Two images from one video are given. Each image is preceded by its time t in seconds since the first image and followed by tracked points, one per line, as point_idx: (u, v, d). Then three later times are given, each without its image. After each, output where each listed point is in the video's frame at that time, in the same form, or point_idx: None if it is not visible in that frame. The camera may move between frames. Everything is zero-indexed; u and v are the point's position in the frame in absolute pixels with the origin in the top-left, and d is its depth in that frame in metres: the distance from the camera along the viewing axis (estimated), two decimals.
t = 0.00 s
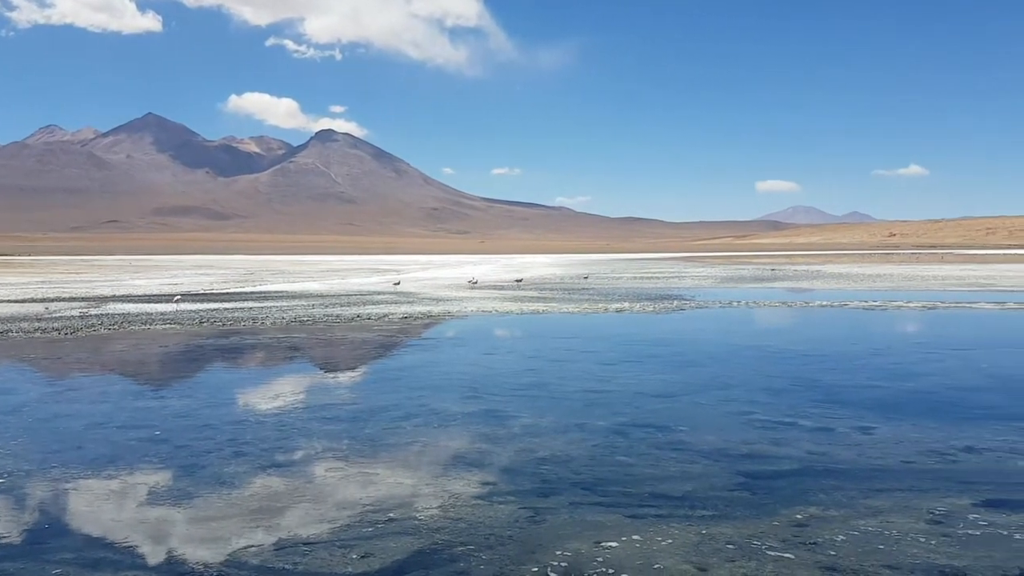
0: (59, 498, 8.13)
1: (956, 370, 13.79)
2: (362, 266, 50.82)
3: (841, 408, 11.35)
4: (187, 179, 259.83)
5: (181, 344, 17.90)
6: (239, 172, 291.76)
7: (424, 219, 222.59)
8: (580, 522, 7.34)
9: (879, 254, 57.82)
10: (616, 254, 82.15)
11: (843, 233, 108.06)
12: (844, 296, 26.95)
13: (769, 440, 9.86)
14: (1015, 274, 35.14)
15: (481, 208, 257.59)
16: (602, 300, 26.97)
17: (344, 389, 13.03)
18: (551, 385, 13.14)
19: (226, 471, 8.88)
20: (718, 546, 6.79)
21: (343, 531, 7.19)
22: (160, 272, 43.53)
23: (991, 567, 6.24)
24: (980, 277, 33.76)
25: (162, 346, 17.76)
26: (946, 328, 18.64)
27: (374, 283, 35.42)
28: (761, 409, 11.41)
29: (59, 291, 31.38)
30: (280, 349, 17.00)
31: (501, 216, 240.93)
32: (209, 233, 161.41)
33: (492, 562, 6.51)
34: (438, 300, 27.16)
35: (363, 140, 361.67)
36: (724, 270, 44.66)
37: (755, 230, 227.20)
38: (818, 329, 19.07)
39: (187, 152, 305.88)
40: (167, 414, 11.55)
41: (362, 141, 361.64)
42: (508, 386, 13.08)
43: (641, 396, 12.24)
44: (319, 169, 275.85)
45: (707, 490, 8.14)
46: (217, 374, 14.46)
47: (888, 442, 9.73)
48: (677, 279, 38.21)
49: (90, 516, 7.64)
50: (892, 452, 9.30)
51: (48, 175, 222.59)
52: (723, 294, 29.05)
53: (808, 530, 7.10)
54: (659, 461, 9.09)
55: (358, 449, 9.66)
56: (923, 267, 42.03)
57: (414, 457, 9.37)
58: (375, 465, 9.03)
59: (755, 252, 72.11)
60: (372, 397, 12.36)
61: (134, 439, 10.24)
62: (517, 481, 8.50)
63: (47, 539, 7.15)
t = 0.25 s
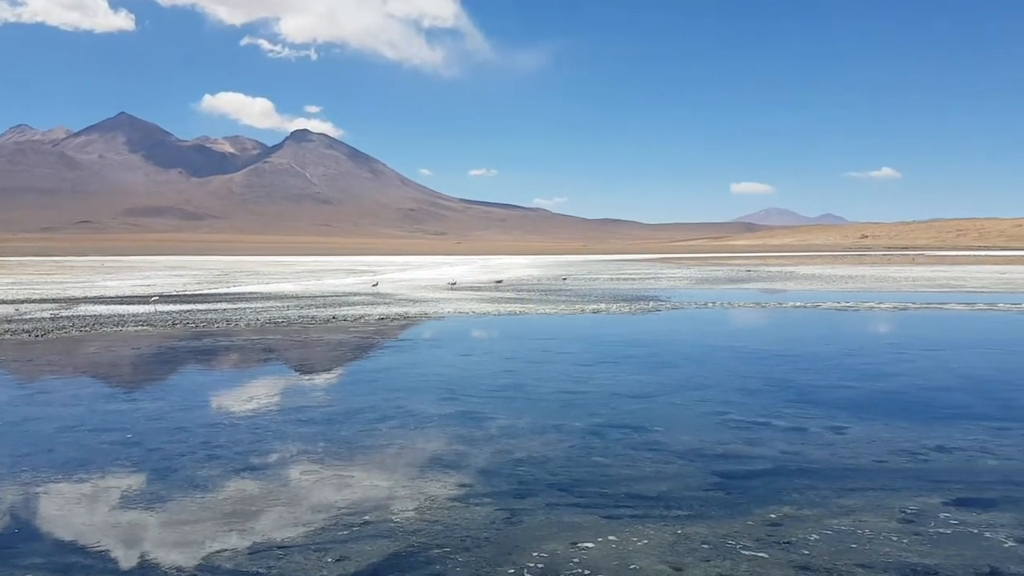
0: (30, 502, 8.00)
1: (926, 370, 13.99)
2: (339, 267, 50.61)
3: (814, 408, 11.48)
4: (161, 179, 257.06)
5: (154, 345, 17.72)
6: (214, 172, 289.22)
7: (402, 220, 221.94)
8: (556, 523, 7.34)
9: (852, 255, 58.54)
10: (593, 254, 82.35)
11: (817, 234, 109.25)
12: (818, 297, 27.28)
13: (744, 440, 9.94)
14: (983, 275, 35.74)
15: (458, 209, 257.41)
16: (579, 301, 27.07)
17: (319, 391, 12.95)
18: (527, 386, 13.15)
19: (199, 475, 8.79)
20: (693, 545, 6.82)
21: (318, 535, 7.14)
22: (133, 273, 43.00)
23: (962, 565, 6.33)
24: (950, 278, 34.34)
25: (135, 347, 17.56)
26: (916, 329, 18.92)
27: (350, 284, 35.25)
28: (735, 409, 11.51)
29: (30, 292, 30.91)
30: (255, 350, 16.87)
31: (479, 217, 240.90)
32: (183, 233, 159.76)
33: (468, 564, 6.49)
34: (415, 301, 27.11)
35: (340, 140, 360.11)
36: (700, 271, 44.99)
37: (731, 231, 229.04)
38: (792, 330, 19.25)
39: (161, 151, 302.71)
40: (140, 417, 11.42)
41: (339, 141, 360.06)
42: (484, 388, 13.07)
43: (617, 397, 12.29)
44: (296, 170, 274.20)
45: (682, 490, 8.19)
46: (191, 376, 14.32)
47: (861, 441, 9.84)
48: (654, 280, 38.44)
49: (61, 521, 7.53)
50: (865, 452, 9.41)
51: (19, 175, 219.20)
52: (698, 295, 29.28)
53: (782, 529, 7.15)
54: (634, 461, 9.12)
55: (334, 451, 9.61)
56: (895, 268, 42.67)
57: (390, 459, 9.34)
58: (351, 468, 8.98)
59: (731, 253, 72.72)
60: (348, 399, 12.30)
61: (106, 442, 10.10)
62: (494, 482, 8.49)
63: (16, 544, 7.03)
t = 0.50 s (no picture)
0: (7, 504, 7.91)
1: (905, 369, 14.13)
2: (320, 266, 50.39)
3: (795, 406, 11.56)
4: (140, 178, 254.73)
5: (134, 345, 17.57)
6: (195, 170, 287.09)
7: (384, 219, 221.30)
8: (538, 522, 7.34)
9: (832, 255, 58.99)
10: (575, 253, 82.54)
11: (797, 234, 109.99)
12: (798, 296, 27.48)
13: (725, 439, 9.99)
14: (961, 274, 36.14)
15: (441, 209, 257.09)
16: (561, 300, 27.12)
17: (300, 391, 12.89)
18: (510, 385, 13.15)
19: (179, 476, 8.72)
20: (674, 544, 6.85)
21: (299, 536, 7.10)
22: (112, 272, 42.61)
23: (940, 562, 6.39)
24: (928, 277, 34.73)
25: (114, 347, 17.39)
26: (895, 328, 19.10)
27: (332, 283, 35.09)
28: (717, 408, 11.56)
29: (6, 292, 30.52)
30: (235, 350, 16.76)
31: (462, 216, 240.72)
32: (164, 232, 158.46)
33: (451, 564, 6.48)
34: (397, 301, 27.04)
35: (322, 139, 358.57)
36: (681, 270, 45.21)
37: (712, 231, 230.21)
38: (773, 329, 19.36)
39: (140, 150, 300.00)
40: (119, 417, 11.30)
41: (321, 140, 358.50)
42: (467, 387, 13.06)
43: (600, 396, 12.31)
44: (277, 169, 272.72)
45: (664, 488, 8.22)
46: (171, 376, 14.20)
47: (840, 440, 9.92)
48: (636, 279, 38.57)
49: (39, 522, 7.44)
50: (844, 450, 9.48)
51: None
52: (680, 294, 29.42)
53: (762, 527, 7.20)
54: (616, 460, 9.15)
55: (315, 452, 9.56)
56: (874, 267, 43.09)
57: (372, 459, 9.30)
58: (332, 468, 8.94)
59: (712, 253, 73.00)
60: (329, 399, 12.24)
61: (84, 443, 10.00)
62: (476, 482, 8.48)
63: None
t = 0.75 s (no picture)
0: None
1: (883, 367, 14.27)
2: (301, 265, 50.13)
3: (775, 404, 11.64)
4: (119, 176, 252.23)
5: (112, 345, 17.40)
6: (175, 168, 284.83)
7: (366, 218, 220.54)
8: (520, 521, 7.35)
9: (811, 254, 59.44)
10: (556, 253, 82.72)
11: (778, 233, 110.69)
12: (777, 295, 27.67)
13: (705, 437, 10.05)
14: (938, 273, 36.50)
15: (423, 207, 256.51)
16: (543, 299, 27.15)
17: (281, 390, 12.82)
18: (492, 384, 13.14)
19: (158, 476, 8.64)
20: (655, 541, 6.88)
21: (280, 536, 7.07)
22: (89, 271, 42.14)
23: (918, 557, 6.46)
24: (905, 276, 35.08)
25: (91, 347, 17.21)
26: (873, 326, 19.27)
27: (313, 282, 34.90)
28: (697, 406, 11.62)
29: None
30: (215, 350, 16.64)
31: (444, 215, 240.38)
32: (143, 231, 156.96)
33: (432, 563, 6.48)
34: (379, 300, 26.96)
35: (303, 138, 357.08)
36: (662, 269, 45.38)
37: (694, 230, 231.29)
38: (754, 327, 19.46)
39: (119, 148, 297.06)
40: (96, 418, 11.19)
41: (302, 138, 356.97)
42: (449, 386, 13.04)
43: (582, 395, 12.34)
44: (258, 167, 271.02)
45: (645, 486, 8.25)
46: (149, 376, 14.07)
47: (819, 437, 10.00)
48: (617, 278, 38.67)
49: (16, 523, 7.36)
50: (824, 447, 9.56)
51: None
52: (662, 293, 29.53)
53: (743, 524, 7.24)
54: (598, 458, 9.18)
55: (296, 452, 9.51)
56: (852, 266, 43.46)
57: (354, 458, 9.27)
58: (314, 468, 8.90)
59: (693, 252, 73.33)
60: (311, 399, 12.19)
61: (61, 444, 9.88)
62: (458, 481, 8.47)
63: None
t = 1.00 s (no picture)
0: None
1: (863, 365, 14.39)
2: (284, 265, 49.88)
3: (757, 403, 11.71)
4: (98, 175, 249.85)
5: (91, 345, 17.25)
6: (156, 167, 282.60)
7: (349, 217, 219.70)
8: (504, 521, 7.35)
9: (793, 254, 59.85)
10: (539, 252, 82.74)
11: (760, 233, 111.35)
12: (759, 294, 27.83)
13: (688, 435, 10.09)
14: (917, 272, 36.84)
15: (406, 207, 255.86)
16: (526, 299, 27.16)
17: (263, 391, 12.76)
18: (475, 384, 13.14)
19: (138, 478, 8.57)
20: (638, 540, 6.90)
21: (262, 537, 7.04)
22: (69, 271, 41.75)
23: (898, 555, 6.52)
24: (886, 275, 35.39)
25: (71, 347, 17.05)
26: (853, 325, 19.42)
27: (296, 282, 34.74)
28: (680, 405, 11.68)
29: None
30: (196, 351, 16.53)
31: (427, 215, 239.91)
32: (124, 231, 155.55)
33: (415, 564, 6.47)
34: (362, 299, 26.88)
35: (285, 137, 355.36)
36: (645, 269, 45.50)
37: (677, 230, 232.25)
38: (736, 327, 19.57)
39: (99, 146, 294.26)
40: (76, 419, 11.09)
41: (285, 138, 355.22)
42: (432, 386, 13.02)
43: (565, 394, 12.37)
44: (240, 166, 269.35)
45: (628, 485, 8.28)
46: (130, 377, 13.96)
47: (800, 435, 10.07)
48: (601, 277, 38.77)
49: None
50: (805, 445, 9.64)
51: None
52: (645, 293, 29.62)
53: (725, 523, 7.28)
54: (582, 458, 9.19)
55: (279, 452, 9.46)
56: (833, 265, 43.73)
57: (337, 459, 9.24)
58: (296, 469, 8.86)
59: (676, 252, 73.61)
60: (293, 399, 12.14)
61: (40, 445, 9.78)
62: (442, 481, 8.46)
63: None
